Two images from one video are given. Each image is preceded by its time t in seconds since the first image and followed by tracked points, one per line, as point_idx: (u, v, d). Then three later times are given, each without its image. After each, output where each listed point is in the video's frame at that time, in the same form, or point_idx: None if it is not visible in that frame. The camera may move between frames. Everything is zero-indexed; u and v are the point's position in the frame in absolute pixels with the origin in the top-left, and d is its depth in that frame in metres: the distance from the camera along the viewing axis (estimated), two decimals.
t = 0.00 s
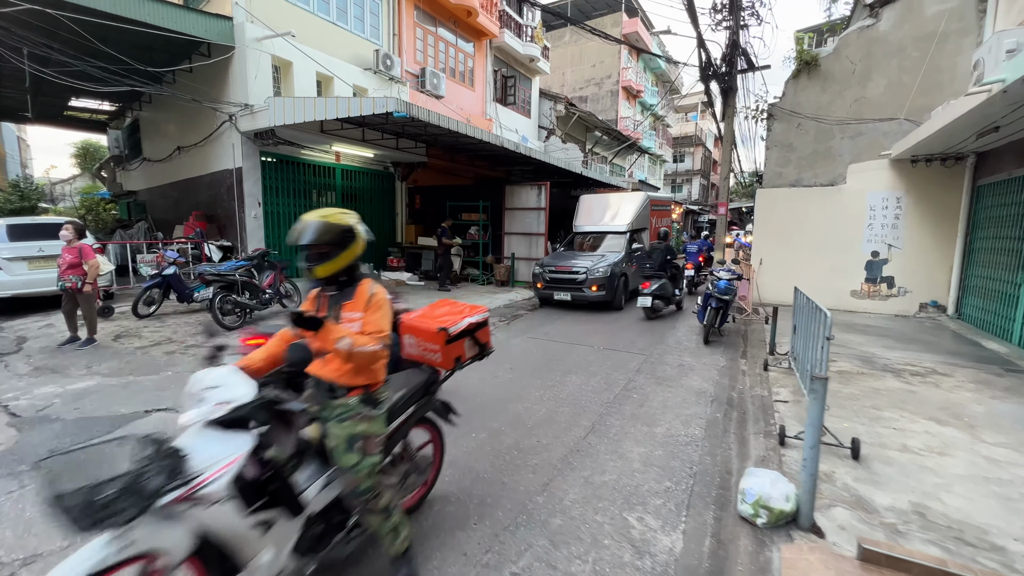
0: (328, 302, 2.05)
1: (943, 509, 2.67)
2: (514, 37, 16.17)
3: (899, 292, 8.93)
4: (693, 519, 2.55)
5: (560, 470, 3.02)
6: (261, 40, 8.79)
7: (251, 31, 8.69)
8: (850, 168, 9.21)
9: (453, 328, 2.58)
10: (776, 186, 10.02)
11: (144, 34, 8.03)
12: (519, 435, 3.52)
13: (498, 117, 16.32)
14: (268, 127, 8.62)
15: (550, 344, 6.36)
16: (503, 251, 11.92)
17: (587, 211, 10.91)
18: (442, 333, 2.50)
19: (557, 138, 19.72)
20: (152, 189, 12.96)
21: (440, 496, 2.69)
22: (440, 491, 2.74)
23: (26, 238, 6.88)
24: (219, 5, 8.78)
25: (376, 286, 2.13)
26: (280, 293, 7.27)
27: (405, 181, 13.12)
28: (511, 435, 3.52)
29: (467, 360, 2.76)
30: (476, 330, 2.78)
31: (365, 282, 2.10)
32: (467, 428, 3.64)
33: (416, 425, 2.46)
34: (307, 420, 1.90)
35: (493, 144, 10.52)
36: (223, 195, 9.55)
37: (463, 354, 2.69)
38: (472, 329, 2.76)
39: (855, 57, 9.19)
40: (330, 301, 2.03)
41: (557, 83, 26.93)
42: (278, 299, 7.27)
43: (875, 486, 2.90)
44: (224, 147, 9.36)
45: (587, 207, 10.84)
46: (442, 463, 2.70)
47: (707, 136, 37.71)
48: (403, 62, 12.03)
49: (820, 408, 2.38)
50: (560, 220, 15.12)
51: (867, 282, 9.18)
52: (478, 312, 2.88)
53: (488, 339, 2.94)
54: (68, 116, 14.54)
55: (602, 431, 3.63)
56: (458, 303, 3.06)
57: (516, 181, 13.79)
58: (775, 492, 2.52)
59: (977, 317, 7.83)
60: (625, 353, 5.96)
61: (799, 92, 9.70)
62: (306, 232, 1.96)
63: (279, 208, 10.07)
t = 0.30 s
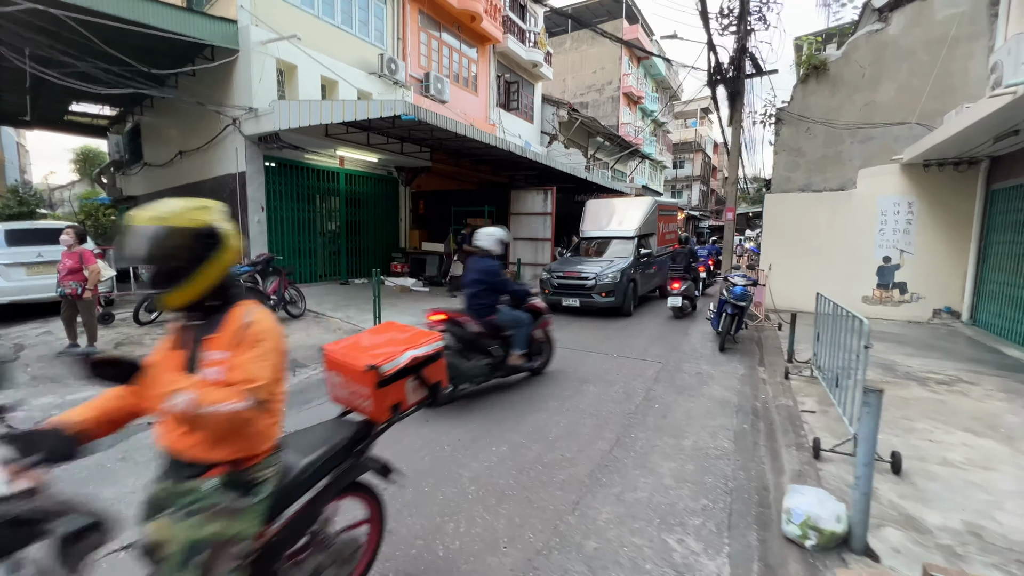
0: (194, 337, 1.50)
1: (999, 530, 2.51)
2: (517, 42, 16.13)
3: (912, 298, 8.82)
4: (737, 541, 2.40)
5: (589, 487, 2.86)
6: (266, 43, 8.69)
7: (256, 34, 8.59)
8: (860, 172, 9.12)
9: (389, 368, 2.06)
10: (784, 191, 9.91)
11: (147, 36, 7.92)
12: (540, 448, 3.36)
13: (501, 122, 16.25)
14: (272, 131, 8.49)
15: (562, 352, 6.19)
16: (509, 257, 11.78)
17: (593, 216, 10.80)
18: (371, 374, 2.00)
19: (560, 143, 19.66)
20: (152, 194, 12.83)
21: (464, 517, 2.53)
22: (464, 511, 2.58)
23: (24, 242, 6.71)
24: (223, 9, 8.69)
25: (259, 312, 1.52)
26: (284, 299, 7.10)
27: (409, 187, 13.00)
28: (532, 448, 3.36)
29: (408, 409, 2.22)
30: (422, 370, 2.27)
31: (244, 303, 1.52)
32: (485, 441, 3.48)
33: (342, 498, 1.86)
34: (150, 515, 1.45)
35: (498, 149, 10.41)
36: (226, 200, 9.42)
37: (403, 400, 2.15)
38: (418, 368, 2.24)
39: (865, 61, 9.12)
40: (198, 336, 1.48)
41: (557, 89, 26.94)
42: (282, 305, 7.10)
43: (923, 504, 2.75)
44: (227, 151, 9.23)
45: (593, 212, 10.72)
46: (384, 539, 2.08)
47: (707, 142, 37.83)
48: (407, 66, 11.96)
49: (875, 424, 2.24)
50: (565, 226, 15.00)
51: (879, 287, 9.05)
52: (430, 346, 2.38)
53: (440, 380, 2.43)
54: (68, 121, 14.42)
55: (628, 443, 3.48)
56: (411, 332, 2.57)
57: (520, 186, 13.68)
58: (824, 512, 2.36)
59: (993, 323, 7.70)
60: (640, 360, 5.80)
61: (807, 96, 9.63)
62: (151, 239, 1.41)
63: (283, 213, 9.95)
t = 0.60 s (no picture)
0: None
1: None
2: (521, 53, 16.22)
3: (924, 308, 8.75)
4: (785, 566, 2.29)
5: (623, 507, 2.75)
6: (274, 54, 8.69)
7: (265, 44, 8.59)
8: (869, 182, 9.09)
9: (227, 466, 1.32)
10: (792, 201, 9.87)
11: (156, 46, 7.91)
12: (567, 466, 3.25)
13: (505, 132, 16.28)
14: (280, 141, 8.45)
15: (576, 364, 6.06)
16: (516, 267, 11.71)
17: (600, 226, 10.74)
18: (201, 472, 1.29)
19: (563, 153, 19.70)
20: (155, 204, 12.76)
21: (497, 541, 2.42)
22: (496, 535, 2.46)
23: (27, 254, 6.52)
24: (232, 19, 8.70)
25: None
26: (292, 310, 7.00)
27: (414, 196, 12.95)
28: (558, 466, 3.25)
29: (278, 516, 1.47)
30: (301, 453, 1.51)
31: None
32: (509, 457, 3.36)
33: None
34: None
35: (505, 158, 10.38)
36: (231, 209, 9.34)
37: (262, 505, 1.42)
38: (292, 451, 1.48)
39: (872, 71, 9.14)
40: None
41: (558, 100, 27.11)
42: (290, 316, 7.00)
43: (971, 525, 2.64)
44: (234, 160, 9.19)
45: (601, 222, 10.66)
46: None
47: (706, 153, 38.05)
48: (413, 76, 11.98)
49: (931, 443, 2.15)
50: (569, 236, 14.95)
51: (890, 298, 8.98)
52: (321, 412, 1.59)
53: (341, 457, 1.69)
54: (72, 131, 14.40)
55: (657, 460, 3.37)
56: (313, 380, 1.81)
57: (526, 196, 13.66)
58: (876, 535, 2.26)
59: (1008, 334, 7.62)
60: (656, 373, 5.69)
61: (815, 106, 9.64)
62: None
63: (288, 223, 9.87)
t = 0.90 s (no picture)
0: None
1: None
2: (525, 59, 16.32)
3: (930, 312, 8.78)
4: (817, 568, 2.30)
5: (650, 510, 2.77)
6: (284, 59, 8.75)
7: (274, 50, 8.65)
8: (874, 186, 9.15)
9: None
10: (798, 205, 9.93)
11: (167, 51, 7.97)
12: (590, 469, 3.26)
13: (509, 137, 16.37)
14: (289, 146, 8.50)
15: (588, 368, 6.07)
16: (522, 270, 11.74)
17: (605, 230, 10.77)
18: None
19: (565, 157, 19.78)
20: (161, 208, 12.78)
21: (528, 543, 2.43)
22: (526, 537, 2.48)
23: (37, 258, 6.57)
24: (242, 26, 8.76)
25: None
26: (303, 314, 7.02)
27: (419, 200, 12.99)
28: (582, 469, 3.26)
29: None
30: None
31: None
32: (531, 460, 3.38)
33: None
34: None
35: (511, 163, 10.43)
36: (240, 213, 9.37)
37: None
38: None
39: (876, 77, 9.22)
40: None
41: (559, 105, 27.23)
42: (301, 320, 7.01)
43: (997, 526, 2.66)
44: (243, 165, 9.22)
45: (606, 226, 10.69)
46: None
47: (706, 157, 38.22)
48: (419, 82, 12.06)
49: (962, 445, 2.18)
50: (573, 240, 14.98)
51: (896, 301, 9.02)
52: None
53: None
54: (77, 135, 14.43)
55: (678, 463, 3.38)
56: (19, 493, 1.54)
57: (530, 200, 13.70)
58: (907, 537, 2.27)
59: (1015, 337, 7.66)
60: (668, 376, 5.71)
61: (819, 111, 9.71)
62: None
63: (296, 227, 9.91)
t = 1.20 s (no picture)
0: None
1: None
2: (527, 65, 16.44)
3: (932, 316, 8.83)
4: (835, 570, 2.33)
5: (666, 512, 2.79)
6: (290, 66, 8.81)
7: (281, 56, 8.71)
8: (876, 192, 9.22)
9: None
10: (799, 210, 10.00)
11: (175, 57, 8.03)
12: (605, 473, 3.28)
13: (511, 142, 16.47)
14: (296, 151, 8.55)
15: (595, 372, 6.09)
16: (525, 275, 11.77)
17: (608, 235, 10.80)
18: None
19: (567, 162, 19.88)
20: (165, 213, 12.80)
21: (549, 546, 2.45)
22: (546, 540, 2.50)
23: (46, 263, 6.68)
24: (249, 33, 8.83)
25: None
26: (310, 318, 7.04)
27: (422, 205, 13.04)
28: (596, 472, 3.28)
29: None
30: None
31: None
32: (545, 464, 3.40)
33: None
34: None
35: (515, 168, 10.50)
36: (245, 218, 9.41)
37: None
38: None
39: (877, 84, 9.32)
40: None
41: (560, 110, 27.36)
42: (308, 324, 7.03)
43: (1011, 528, 2.69)
44: (248, 170, 9.27)
45: (609, 230, 10.71)
46: None
47: (705, 162, 38.37)
48: (423, 88, 12.15)
49: (977, 447, 2.22)
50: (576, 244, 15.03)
51: (898, 305, 9.07)
52: None
53: None
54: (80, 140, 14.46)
55: (692, 467, 3.41)
56: None
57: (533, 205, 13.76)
58: (924, 539, 2.30)
59: (1018, 341, 7.70)
60: (676, 380, 5.73)
61: (821, 117, 9.80)
62: None
63: (301, 232, 9.94)
